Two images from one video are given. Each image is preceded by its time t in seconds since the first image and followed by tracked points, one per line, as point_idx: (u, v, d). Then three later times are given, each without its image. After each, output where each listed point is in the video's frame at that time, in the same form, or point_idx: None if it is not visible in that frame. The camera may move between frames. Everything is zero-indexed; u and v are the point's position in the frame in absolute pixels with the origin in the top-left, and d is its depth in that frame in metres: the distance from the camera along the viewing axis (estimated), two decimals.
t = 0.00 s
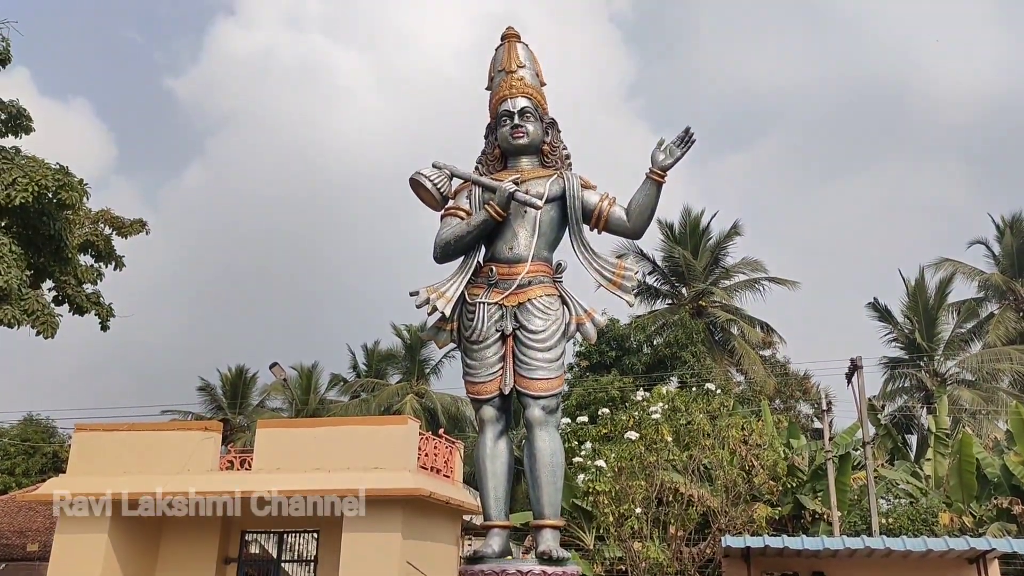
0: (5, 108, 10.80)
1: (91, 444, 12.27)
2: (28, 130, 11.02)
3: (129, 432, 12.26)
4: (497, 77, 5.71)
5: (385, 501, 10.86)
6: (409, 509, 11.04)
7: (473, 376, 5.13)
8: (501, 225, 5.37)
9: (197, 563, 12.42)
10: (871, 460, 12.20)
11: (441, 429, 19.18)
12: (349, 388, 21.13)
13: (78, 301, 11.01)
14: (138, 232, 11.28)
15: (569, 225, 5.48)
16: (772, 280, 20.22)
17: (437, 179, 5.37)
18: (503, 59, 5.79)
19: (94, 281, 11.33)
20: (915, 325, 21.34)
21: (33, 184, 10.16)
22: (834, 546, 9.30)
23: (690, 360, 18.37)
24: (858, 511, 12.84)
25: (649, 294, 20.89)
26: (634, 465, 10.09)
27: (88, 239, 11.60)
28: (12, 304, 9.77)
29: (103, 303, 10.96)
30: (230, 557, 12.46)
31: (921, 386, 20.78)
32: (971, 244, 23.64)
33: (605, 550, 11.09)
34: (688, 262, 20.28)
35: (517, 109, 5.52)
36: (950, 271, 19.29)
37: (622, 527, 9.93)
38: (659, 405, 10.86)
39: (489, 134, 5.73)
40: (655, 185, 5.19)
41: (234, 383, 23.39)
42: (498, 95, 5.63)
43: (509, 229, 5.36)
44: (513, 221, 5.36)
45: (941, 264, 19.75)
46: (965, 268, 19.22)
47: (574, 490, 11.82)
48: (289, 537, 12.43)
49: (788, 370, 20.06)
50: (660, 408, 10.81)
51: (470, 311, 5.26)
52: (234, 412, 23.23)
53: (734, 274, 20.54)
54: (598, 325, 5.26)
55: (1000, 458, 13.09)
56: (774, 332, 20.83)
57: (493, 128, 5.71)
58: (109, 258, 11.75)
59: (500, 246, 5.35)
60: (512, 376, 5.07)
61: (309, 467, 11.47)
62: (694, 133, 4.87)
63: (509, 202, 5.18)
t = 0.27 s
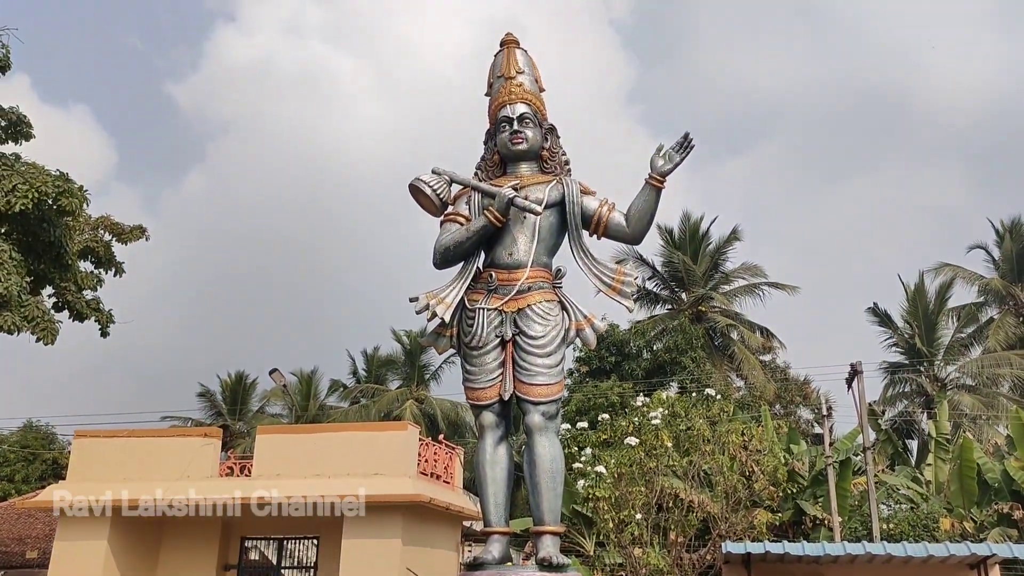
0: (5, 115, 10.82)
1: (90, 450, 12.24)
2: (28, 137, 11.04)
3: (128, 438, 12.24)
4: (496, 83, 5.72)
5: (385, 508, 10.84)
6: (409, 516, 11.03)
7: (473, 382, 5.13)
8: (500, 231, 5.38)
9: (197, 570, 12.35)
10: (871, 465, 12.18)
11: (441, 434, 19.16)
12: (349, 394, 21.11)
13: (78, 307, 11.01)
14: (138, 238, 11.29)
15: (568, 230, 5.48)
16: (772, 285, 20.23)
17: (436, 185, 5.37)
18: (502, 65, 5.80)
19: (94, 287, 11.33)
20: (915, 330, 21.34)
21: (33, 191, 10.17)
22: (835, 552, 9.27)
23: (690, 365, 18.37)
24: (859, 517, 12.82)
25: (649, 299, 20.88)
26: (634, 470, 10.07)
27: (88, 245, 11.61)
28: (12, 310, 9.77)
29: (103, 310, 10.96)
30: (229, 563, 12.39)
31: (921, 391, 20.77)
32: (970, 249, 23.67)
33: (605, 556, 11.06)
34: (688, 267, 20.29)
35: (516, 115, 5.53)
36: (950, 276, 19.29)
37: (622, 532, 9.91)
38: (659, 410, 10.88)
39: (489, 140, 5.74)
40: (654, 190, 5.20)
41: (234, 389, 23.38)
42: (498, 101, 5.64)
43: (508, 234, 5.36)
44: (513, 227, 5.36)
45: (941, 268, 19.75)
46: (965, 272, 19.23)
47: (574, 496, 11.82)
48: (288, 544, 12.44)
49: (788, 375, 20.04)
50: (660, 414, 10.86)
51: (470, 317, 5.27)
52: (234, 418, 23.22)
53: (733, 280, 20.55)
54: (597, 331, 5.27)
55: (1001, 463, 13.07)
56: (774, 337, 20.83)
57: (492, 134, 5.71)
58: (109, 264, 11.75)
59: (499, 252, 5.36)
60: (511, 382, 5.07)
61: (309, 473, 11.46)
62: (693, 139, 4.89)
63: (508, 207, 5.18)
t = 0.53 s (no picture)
0: (6, 119, 10.83)
1: (91, 454, 12.24)
2: (30, 140, 11.05)
3: (129, 442, 12.23)
4: (497, 87, 5.73)
5: (385, 512, 10.82)
6: (410, 520, 11.01)
7: (474, 386, 5.13)
8: (501, 234, 5.38)
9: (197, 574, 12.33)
10: (873, 468, 12.16)
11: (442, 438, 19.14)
12: (350, 397, 21.10)
13: (79, 311, 11.01)
14: (139, 241, 11.29)
15: (569, 233, 5.49)
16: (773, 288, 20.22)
17: (437, 188, 5.38)
18: (503, 68, 5.80)
19: (95, 291, 11.33)
20: (916, 333, 21.33)
21: (34, 195, 10.18)
22: (836, 555, 9.25)
23: (691, 368, 18.35)
24: (860, 520, 12.81)
25: (650, 302, 20.87)
26: (636, 473, 10.11)
27: (89, 249, 11.61)
28: (13, 314, 9.78)
29: (104, 313, 10.97)
30: (230, 567, 12.40)
31: (922, 394, 20.75)
32: (971, 252, 23.65)
33: (606, 559, 11.08)
34: (689, 270, 20.28)
35: (517, 119, 5.54)
36: (951, 278, 19.28)
37: (624, 536, 9.88)
38: (660, 413, 10.86)
39: (490, 143, 5.74)
40: (655, 194, 5.20)
41: (235, 393, 23.37)
42: (499, 104, 5.65)
43: (509, 238, 5.36)
44: (514, 230, 5.36)
45: (942, 271, 19.74)
46: (966, 275, 19.21)
47: (575, 499, 11.82)
48: (289, 548, 12.42)
49: (789, 378, 20.01)
50: (661, 417, 10.84)
51: (471, 320, 5.27)
52: (235, 422, 23.21)
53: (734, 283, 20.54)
54: (599, 334, 5.27)
55: (1003, 466, 13.04)
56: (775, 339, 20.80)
57: (493, 138, 5.72)
58: (111, 268, 11.76)
59: (500, 255, 5.36)
60: (513, 385, 5.06)
61: (310, 477, 11.44)
62: (694, 142, 4.91)
63: (509, 211, 5.18)
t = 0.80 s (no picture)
0: (10, 126, 10.87)
1: (95, 460, 12.22)
2: (34, 147, 11.08)
3: (132, 448, 12.21)
4: (499, 91, 5.73)
5: (389, 517, 10.81)
6: (414, 525, 10.99)
7: (478, 390, 5.13)
8: (504, 238, 5.38)
9: None
10: (878, 471, 12.11)
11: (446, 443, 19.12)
12: (353, 402, 21.08)
13: (83, 317, 11.02)
14: (142, 247, 11.31)
15: (572, 237, 5.49)
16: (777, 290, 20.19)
17: (440, 192, 5.37)
18: (505, 72, 5.80)
19: (99, 297, 11.34)
20: (920, 335, 21.28)
21: (38, 202, 10.23)
22: (842, 559, 9.22)
23: (695, 371, 18.32)
24: (866, 523, 12.77)
25: (654, 306, 20.85)
26: (641, 477, 10.09)
27: (93, 256, 11.63)
28: (16, 320, 9.80)
29: (108, 319, 10.98)
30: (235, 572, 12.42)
31: (927, 396, 20.70)
32: (975, 253, 23.59)
33: (611, 563, 11.10)
34: (692, 274, 20.26)
35: (519, 122, 5.54)
36: (955, 280, 19.23)
37: (628, 540, 9.92)
38: (664, 417, 10.84)
39: (492, 147, 5.75)
40: (658, 197, 5.19)
41: (239, 398, 23.38)
42: (501, 108, 5.65)
43: (512, 241, 5.36)
44: (517, 234, 5.36)
45: (946, 273, 19.69)
46: (970, 277, 19.16)
47: (578, 503, 11.73)
48: (293, 553, 12.45)
49: (794, 380, 19.97)
50: (666, 420, 10.83)
51: (474, 324, 5.27)
52: (239, 427, 23.21)
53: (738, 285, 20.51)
54: (602, 337, 5.26)
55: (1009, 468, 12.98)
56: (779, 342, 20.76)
57: (495, 142, 5.72)
58: (114, 274, 11.77)
59: (503, 259, 5.35)
60: (516, 390, 5.06)
61: (314, 482, 11.44)
62: (696, 145, 4.90)
63: (512, 214, 5.17)
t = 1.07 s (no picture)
0: (16, 125, 10.90)
1: (103, 457, 12.29)
2: (39, 145, 11.11)
3: (139, 445, 12.27)
4: (503, 86, 5.72)
5: (396, 512, 10.84)
6: (420, 520, 11.02)
7: (484, 385, 5.13)
8: (509, 233, 5.38)
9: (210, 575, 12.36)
10: (885, 464, 12.09)
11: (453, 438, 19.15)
12: (360, 398, 21.13)
13: (89, 314, 11.04)
14: (148, 245, 11.34)
15: (577, 231, 5.48)
16: (783, 284, 20.15)
17: (444, 187, 5.37)
18: (509, 67, 5.80)
19: (105, 295, 11.37)
20: (927, 327, 21.21)
21: (44, 200, 10.28)
22: (849, 552, 9.22)
23: (701, 365, 18.31)
24: (873, 516, 12.76)
25: (659, 300, 20.83)
26: (646, 471, 10.10)
27: (99, 253, 11.66)
28: (24, 318, 9.84)
29: (114, 317, 11.01)
30: (242, 568, 12.42)
31: (934, 388, 20.65)
32: (982, 245, 23.50)
33: (617, 556, 11.10)
34: (698, 268, 20.23)
35: (523, 117, 5.53)
36: (962, 272, 19.16)
37: (635, 533, 9.81)
38: (670, 410, 10.85)
39: (496, 142, 5.74)
40: (663, 190, 5.18)
41: (245, 394, 23.45)
42: (505, 103, 5.64)
43: (517, 236, 5.36)
44: (521, 229, 5.36)
45: (952, 265, 19.61)
46: (977, 269, 19.08)
47: (586, 498, 11.78)
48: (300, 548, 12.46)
49: (800, 374, 19.93)
50: (671, 414, 10.84)
51: (480, 319, 5.27)
52: (246, 423, 23.28)
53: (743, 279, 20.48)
54: (607, 332, 5.26)
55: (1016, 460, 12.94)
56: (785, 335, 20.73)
57: (500, 137, 5.71)
58: (120, 271, 11.80)
59: (508, 254, 5.35)
60: (522, 384, 5.06)
61: (321, 477, 11.46)
62: (701, 138, 4.88)
63: (517, 209, 5.18)
